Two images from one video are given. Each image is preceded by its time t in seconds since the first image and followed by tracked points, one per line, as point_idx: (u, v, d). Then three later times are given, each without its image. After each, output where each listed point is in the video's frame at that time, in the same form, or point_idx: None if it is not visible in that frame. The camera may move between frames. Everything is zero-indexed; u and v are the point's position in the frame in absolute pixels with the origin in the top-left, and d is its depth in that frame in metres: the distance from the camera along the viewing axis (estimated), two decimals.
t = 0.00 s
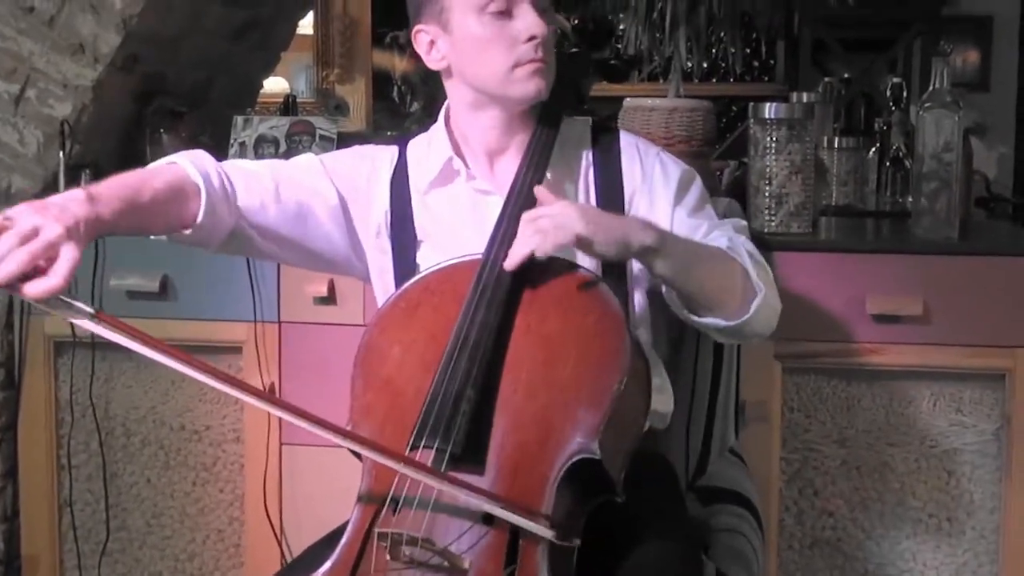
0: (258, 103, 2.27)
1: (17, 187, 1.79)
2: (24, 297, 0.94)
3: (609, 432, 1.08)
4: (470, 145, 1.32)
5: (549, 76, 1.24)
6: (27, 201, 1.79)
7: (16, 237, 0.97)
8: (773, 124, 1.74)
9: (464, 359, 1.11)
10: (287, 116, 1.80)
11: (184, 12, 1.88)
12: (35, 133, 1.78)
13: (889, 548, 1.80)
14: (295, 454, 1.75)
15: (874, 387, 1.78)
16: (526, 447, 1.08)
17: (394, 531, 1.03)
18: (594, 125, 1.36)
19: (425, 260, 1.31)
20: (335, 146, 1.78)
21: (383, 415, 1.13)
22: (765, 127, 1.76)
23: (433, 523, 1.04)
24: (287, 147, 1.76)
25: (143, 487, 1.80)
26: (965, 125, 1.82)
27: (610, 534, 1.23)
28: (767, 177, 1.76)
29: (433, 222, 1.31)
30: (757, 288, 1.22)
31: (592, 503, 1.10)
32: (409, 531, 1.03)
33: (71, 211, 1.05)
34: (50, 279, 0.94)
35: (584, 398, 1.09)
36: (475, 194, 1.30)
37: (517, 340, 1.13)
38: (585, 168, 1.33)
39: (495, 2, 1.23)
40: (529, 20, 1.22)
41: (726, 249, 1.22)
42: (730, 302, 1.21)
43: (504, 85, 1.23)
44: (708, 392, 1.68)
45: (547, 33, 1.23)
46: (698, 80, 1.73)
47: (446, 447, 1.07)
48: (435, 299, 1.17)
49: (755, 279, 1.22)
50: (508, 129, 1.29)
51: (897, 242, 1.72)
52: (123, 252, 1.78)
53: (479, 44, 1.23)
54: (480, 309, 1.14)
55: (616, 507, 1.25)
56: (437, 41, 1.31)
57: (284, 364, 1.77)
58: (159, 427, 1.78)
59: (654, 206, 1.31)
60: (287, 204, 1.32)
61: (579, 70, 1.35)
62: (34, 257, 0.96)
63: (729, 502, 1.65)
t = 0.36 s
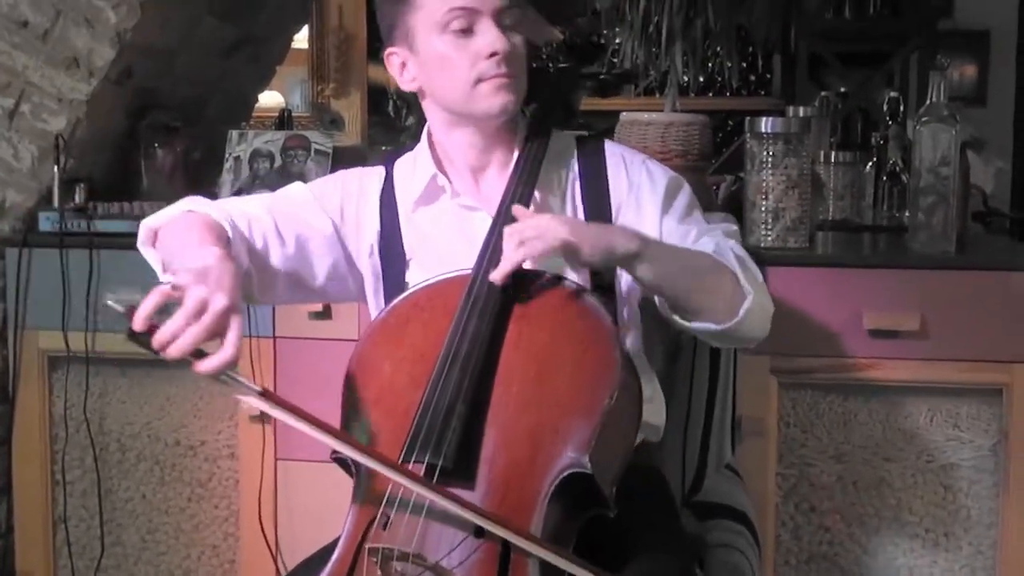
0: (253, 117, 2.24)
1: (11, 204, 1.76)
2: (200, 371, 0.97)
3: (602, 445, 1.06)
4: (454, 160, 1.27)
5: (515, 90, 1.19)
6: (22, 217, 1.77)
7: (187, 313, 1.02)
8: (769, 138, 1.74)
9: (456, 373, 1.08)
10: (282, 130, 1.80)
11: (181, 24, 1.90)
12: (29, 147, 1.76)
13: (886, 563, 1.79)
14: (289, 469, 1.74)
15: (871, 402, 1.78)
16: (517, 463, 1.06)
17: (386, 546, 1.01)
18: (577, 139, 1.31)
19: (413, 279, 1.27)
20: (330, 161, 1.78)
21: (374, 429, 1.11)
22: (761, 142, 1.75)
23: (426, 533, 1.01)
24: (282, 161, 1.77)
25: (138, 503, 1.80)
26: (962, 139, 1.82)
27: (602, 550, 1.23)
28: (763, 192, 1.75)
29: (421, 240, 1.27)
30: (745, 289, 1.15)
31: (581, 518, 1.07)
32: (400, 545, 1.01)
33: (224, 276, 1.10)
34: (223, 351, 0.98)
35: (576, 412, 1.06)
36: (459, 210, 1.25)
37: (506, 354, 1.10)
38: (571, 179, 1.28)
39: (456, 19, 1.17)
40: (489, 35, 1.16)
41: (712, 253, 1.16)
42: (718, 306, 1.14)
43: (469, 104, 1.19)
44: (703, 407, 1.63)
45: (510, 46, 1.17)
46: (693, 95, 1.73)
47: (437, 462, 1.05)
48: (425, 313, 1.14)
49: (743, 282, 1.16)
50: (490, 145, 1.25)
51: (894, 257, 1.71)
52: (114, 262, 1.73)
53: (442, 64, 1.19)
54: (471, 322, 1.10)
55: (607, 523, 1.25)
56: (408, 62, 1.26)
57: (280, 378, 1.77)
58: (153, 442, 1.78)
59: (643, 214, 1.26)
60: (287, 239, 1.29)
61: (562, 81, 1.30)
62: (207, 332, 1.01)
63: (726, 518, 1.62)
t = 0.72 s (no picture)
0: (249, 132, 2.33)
1: (5, 218, 1.80)
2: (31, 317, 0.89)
3: (609, 462, 1.03)
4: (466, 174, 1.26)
5: (539, 110, 1.17)
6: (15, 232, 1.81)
7: (31, 256, 0.93)
8: (765, 153, 1.72)
9: (462, 389, 1.07)
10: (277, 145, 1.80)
11: (178, 39, 1.90)
12: (24, 162, 1.78)
13: None
14: (285, 484, 1.74)
15: (867, 418, 1.77)
16: (524, 479, 1.03)
17: (393, 563, 1.00)
18: (591, 155, 1.30)
19: (417, 292, 1.25)
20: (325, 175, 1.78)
21: (379, 446, 1.09)
22: (758, 156, 1.74)
23: (433, 554, 1.00)
24: (277, 176, 1.77)
25: (133, 518, 1.79)
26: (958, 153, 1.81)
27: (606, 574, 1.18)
28: (760, 207, 1.75)
29: (427, 254, 1.25)
30: (750, 324, 1.13)
31: (587, 538, 1.05)
32: (407, 562, 1.00)
33: (82, 241, 1.01)
34: (57, 299, 0.90)
35: (585, 428, 1.04)
36: (469, 225, 1.24)
37: (515, 368, 1.08)
38: (581, 200, 1.26)
39: (485, 33, 1.17)
40: (518, 53, 1.16)
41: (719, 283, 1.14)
42: (722, 338, 1.12)
43: (492, 118, 1.17)
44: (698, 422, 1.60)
45: (539, 66, 1.16)
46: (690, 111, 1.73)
47: (446, 478, 1.02)
48: (431, 328, 1.12)
49: (748, 314, 1.14)
50: (502, 161, 1.24)
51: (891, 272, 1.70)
52: (111, 278, 1.76)
53: (465, 76, 1.18)
54: (479, 339, 1.09)
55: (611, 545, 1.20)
56: (430, 72, 1.26)
57: (275, 394, 1.77)
58: (147, 457, 1.78)
59: (649, 239, 1.24)
60: (278, 231, 1.27)
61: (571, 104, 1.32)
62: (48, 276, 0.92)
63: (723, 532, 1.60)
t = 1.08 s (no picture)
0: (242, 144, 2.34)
1: None
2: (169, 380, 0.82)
3: (647, 494, 1.03)
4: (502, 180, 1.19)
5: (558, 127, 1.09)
6: (10, 246, 1.79)
7: (162, 315, 0.85)
8: (761, 167, 1.73)
9: (508, 408, 1.04)
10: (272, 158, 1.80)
11: (173, 52, 1.91)
12: (18, 176, 1.77)
13: None
14: (282, 500, 1.74)
15: (865, 433, 1.76)
16: (567, 500, 1.00)
17: None
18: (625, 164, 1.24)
19: (449, 303, 1.17)
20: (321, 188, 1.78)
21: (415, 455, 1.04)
22: (754, 171, 1.74)
23: None
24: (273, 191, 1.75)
25: (128, 534, 1.79)
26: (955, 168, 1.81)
27: None
28: (756, 221, 1.74)
29: (459, 259, 1.17)
30: (791, 354, 1.10)
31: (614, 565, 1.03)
32: None
33: (204, 276, 0.93)
34: (194, 359, 0.83)
35: (630, 456, 1.04)
36: (506, 230, 1.16)
37: (563, 387, 1.06)
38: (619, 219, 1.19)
39: (506, 44, 1.07)
40: (535, 68, 1.06)
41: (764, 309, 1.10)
42: (766, 368, 1.08)
43: (508, 133, 1.09)
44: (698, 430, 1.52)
45: (558, 82, 1.07)
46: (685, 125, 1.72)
47: (490, 501, 0.98)
48: (472, 339, 1.08)
49: (792, 345, 1.10)
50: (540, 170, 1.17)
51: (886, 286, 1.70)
52: (106, 292, 1.72)
53: (486, 87, 1.09)
54: (524, 358, 1.06)
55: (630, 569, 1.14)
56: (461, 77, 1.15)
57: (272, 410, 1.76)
58: (142, 472, 1.77)
59: (688, 262, 1.18)
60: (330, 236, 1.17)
61: (614, 109, 1.20)
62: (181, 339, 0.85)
63: (722, 548, 1.55)
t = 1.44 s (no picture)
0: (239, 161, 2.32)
1: None
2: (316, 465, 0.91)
3: (655, 515, 1.06)
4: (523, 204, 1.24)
5: (513, 171, 1.15)
6: (5, 260, 1.79)
7: (318, 405, 0.93)
8: (758, 182, 1.72)
9: (524, 426, 1.06)
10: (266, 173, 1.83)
11: (169, 66, 1.91)
12: (12, 191, 1.77)
13: None
14: (277, 516, 1.72)
15: (861, 448, 1.76)
16: (577, 521, 1.04)
17: None
18: (654, 195, 1.29)
19: (464, 319, 1.22)
20: (316, 205, 1.80)
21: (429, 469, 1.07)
22: (751, 186, 1.74)
23: None
24: (267, 206, 1.79)
25: (122, 549, 1.79)
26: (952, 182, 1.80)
27: None
28: (753, 237, 1.74)
29: (476, 278, 1.23)
30: (800, 398, 1.15)
31: None
32: None
33: (366, 351, 0.99)
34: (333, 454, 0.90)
35: (641, 478, 1.06)
36: (524, 254, 1.23)
37: (577, 408, 1.08)
38: (640, 239, 1.26)
39: (496, 78, 1.14)
40: (504, 111, 1.12)
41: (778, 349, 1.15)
42: (772, 407, 1.14)
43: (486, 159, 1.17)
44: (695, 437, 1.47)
45: (518, 128, 1.13)
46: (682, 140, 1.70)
47: (503, 520, 1.02)
48: (486, 357, 1.10)
49: (800, 388, 1.15)
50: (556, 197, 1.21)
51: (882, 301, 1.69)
52: (101, 307, 1.72)
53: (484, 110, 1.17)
54: (539, 377, 1.08)
55: None
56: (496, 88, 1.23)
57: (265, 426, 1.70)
58: (137, 488, 1.77)
59: (705, 295, 1.24)
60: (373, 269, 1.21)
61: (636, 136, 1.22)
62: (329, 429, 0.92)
63: (721, 566, 1.45)
